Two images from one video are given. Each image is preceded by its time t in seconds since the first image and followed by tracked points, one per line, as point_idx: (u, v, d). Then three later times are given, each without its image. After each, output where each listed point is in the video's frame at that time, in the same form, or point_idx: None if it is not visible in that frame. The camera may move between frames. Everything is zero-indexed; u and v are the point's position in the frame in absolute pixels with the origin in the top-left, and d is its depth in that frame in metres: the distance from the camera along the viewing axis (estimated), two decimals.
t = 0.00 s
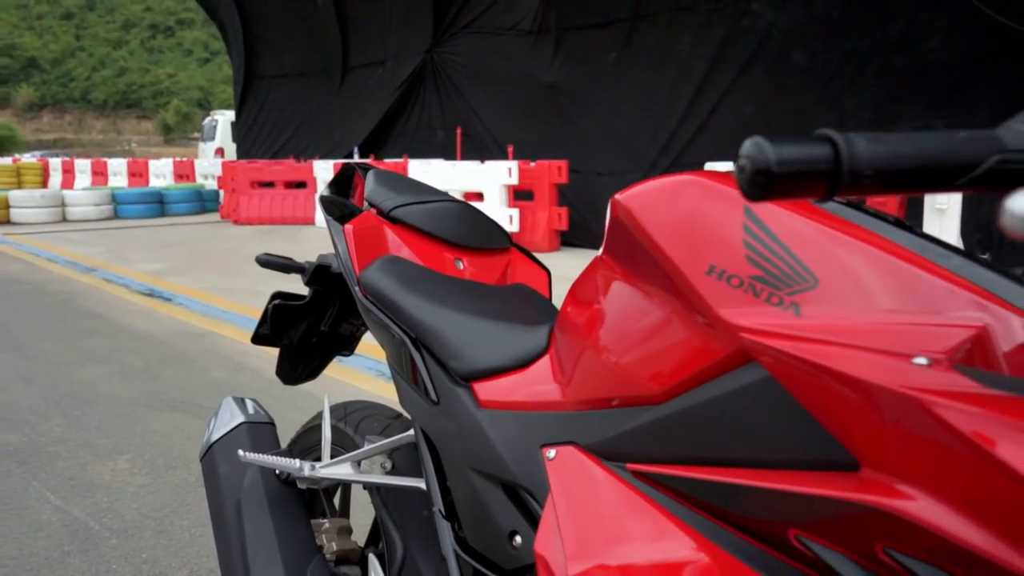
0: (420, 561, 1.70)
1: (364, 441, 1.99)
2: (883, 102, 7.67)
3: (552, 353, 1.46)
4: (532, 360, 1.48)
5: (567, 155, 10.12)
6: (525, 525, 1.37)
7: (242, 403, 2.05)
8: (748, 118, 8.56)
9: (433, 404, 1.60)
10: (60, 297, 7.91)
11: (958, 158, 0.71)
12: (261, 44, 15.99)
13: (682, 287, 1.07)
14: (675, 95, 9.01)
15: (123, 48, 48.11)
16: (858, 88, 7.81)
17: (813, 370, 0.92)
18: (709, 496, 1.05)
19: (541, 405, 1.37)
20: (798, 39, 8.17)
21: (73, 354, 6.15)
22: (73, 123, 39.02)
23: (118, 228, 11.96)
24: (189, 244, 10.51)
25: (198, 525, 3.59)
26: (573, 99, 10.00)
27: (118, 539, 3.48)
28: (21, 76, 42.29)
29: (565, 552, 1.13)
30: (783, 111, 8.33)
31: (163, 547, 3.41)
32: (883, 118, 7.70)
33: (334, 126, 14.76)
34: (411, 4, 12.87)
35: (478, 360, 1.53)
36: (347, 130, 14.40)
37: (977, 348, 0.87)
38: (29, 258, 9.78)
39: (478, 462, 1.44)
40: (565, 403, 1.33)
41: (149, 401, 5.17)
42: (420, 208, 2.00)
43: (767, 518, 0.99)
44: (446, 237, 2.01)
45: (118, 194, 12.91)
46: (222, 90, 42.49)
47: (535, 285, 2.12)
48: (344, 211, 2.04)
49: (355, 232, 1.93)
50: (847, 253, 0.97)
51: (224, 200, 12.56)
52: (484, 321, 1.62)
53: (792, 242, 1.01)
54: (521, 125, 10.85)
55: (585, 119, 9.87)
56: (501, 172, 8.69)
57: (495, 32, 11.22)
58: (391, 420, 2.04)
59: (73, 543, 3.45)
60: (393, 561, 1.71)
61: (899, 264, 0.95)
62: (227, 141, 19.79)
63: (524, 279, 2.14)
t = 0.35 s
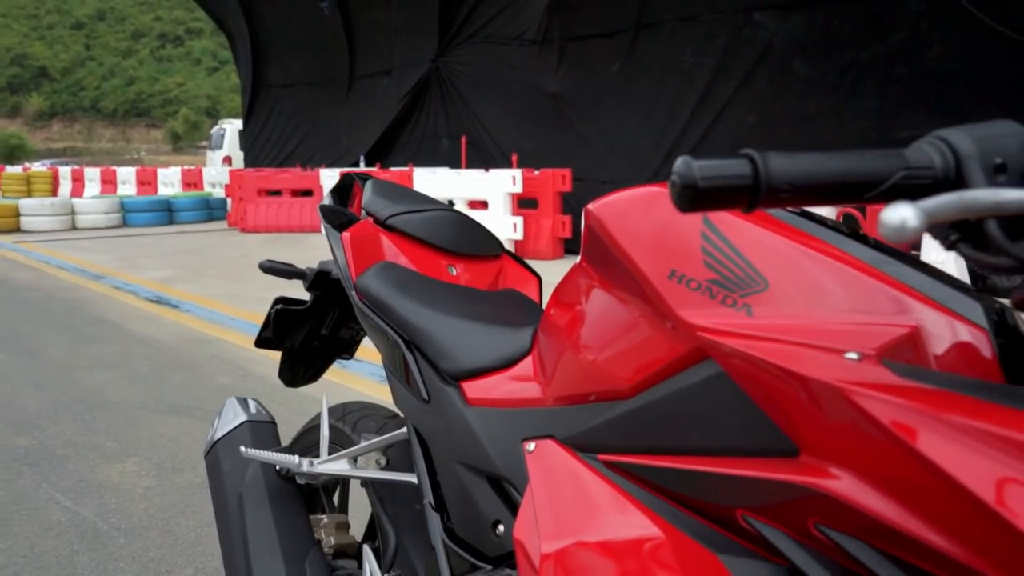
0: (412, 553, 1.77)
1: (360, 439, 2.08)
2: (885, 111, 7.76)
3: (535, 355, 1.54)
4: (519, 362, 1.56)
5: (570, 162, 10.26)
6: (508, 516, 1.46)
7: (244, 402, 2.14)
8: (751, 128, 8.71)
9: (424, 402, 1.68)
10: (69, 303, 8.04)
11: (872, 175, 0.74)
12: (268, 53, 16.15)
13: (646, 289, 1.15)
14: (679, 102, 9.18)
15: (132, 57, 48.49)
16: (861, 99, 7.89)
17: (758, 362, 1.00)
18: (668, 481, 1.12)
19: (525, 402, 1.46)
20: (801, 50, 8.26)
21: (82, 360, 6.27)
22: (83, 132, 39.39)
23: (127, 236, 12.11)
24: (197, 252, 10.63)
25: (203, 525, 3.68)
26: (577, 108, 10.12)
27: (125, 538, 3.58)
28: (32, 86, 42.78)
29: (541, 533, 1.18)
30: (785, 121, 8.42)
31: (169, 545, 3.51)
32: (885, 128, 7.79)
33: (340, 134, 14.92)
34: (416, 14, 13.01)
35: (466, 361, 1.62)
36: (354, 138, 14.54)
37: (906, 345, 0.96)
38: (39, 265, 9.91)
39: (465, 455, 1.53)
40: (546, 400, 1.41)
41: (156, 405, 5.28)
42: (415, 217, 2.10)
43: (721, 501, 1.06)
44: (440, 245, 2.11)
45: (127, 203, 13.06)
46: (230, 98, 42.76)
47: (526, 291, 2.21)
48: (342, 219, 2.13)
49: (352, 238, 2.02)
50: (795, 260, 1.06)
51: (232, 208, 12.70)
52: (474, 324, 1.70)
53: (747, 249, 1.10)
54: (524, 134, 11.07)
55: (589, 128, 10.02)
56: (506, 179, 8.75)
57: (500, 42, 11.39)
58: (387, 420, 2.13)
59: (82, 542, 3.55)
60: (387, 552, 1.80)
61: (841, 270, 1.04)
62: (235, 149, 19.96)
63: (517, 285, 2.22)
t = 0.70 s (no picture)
0: (406, 540, 1.87)
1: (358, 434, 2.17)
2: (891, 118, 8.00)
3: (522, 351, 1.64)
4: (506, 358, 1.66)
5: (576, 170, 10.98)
6: (493, 501, 1.55)
7: (249, 399, 2.24)
8: (756, 135, 9.33)
9: (416, 396, 1.77)
10: (80, 308, 8.18)
11: (795, 182, 0.83)
12: (277, 61, 16.32)
13: (615, 287, 1.25)
14: (683, 111, 9.87)
15: (143, 65, 48.90)
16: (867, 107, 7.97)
17: (709, 351, 1.07)
18: (631, 463, 1.18)
19: (510, 395, 1.55)
20: (804, 57, 8.80)
21: (92, 363, 6.39)
22: (95, 140, 39.77)
23: (137, 242, 12.27)
24: (206, 258, 10.78)
25: (209, 523, 3.79)
26: (583, 116, 10.88)
27: (134, 535, 3.68)
28: (44, 95, 43.25)
29: (515, 511, 1.26)
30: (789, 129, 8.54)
31: (176, 541, 3.61)
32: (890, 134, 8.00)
33: (349, 142, 15.09)
34: (426, 24, 13.28)
35: (457, 358, 1.72)
36: (362, 145, 14.70)
37: (848, 336, 1.04)
38: (51, 272, 10.06)
39: (454, 445, 1.62)
40: (529, 393, 1.50)
41: (165, 407, 5.39)
42: (411, 221, 2.20)
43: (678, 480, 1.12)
44: (436, 248, 2.21)
45: (137, 210, 13.23)
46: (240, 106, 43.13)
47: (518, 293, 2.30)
48: (343, 223, 2.24)
49: (351, 242, 2.12)
50: (750, 260, 1.15)
51: (241, 215, 12.85)
52: (466, 323, 1.80)
53: (707, 248, 1.18)
54: (530, 141, 11.75)
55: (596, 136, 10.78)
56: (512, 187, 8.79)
57: (507, 49, 12.06)
58: (384, 416, 2.22)
59: (92, 539, 3.65)
60: (383, 540, 1.89)
61: (793, 268, 1.12)
62: (245, 157, 20.14)
63: (510, 287, 2.31)
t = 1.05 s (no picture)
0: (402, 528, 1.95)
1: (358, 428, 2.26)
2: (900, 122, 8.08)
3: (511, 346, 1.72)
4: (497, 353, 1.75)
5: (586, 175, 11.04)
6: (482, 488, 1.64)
7: (255, 394, 2.34)
8: (763, 140, 9.43)
9: (412, 389, 1.85)
10: (94, 311, 8.32)
11: (738, 186, 0.92)
12: (289, 68, 16.48)
13: (590, 284, 1.33)
14: (691, 116, 9.96)
15: (158, 71, 49.38)
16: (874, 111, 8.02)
17: (672, 341, 1.15)
18: (606, 447, 1.27)
19: (500, 388, 1.64)
20: (810, 62, 8.84)
21: (105, 365, 6.51)
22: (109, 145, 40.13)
23: (150, 246, 12.43)
24: (218, 262, 10.91)
25: (218, 519, 3.89)
26: (591, 121, 11.06)
27: (145, 530, 3.79)
28: (60, 101, 43.75)
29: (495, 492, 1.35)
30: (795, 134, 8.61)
31: (186, 537, 3.71)
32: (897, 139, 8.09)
33: (360, 147, 15.22)
34: (435, 31, 13.43)
35: (451, 353, 1.80)
36: (373, 150, 14.82)
37: (803, 329, 1.13)
38: (66, 275, 10.24)
39: (447, 436, 1.71)
40: (515, 386, 1.59)
41: (176, 408, 5.50)
42: (410, 224, 2.29)
43: (647, 463, 1.20)
44: (434, 250, 2.30)
45: (151, 215, 13.40)
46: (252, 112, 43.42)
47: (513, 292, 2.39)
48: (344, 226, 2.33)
49: (352, 244, 2.21)
50: (714, 259, 1.23)
51: (253, 220, 12.96)
52: (460, 321, 1.89)
53: (677, 249, 1.27)
54: (539, 146, 11.93)
55: (603, 140, 10.95)
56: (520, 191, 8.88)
57: (515, 56, 12.22)
58: (384, 411, 2.31)
59: (104, 533, 3.76)
60: (379, 527, 1.98)
61: (755, 266, 1.20)
62: (257, 162, 20.31)
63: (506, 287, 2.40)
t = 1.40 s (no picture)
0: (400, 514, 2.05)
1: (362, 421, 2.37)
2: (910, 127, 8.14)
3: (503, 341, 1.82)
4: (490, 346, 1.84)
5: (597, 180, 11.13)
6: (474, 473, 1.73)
7: (263, 387, 2.45)
8: (773, 143, 9.48)
9: (409, 382, 1.95)
10: (112, 313, 8.50)
11: (690, 188, 1.01)
12: (304, 74, 16.68)
13: (569, 279, 1.43)
14: (701, 121, 10.03)
15: (176, 77, 49.98)
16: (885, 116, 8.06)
17: (641, 331, 1.24)
18: (580, 431, 1.34)
19: (491, 380, 1.73)
20: (820, 68, 8.88)
21: (122, 365, 6.67)
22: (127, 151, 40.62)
23: (167, 250, 12.64)
24: (232, 265, 11.08)
25: (230, 513, 4.01)
26: (602, 126, 11.17)
27: (159, 522, 3.91)
28: (79, 107, 44.37)
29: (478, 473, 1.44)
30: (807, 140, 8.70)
31: (198, 529, 3.83)
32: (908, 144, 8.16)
33: (374, 151, 15.38)
34: (449, 38, 13.60)
35: (446, 347, 1.90)
36: (386, 155, 14.96)
37: (762, 321, 1.21)
38: (85, 277, 10.45)
39: (441, 425, 1.80)
40: (504, 377, 1.69)
41: (191, 406, 5.64)
42: (410, 226, 2.40)
43: (616, 445, 1.27)
44: (433, 250, 2.40)
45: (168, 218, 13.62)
46: (268, 117, 43.82)
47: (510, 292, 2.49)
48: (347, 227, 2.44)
49: (354, 243, 2.32)
50: (683, 255, 1.32)
51: (269, 223, 13.12)
52: (456, 317, 1.99)
53: (649, 246, 1.36)
54: (552, 152, 12.04)
55: (613, 145, 11.07)
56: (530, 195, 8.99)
57: (527, 62, 12.36)
58: (385, 405, 2.42)
59: (120, 525, 3.89)
60: (378, 512, 2.08)
61: (722, 262, 1.29)
62: (272, 167, 20.55)
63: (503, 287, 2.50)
